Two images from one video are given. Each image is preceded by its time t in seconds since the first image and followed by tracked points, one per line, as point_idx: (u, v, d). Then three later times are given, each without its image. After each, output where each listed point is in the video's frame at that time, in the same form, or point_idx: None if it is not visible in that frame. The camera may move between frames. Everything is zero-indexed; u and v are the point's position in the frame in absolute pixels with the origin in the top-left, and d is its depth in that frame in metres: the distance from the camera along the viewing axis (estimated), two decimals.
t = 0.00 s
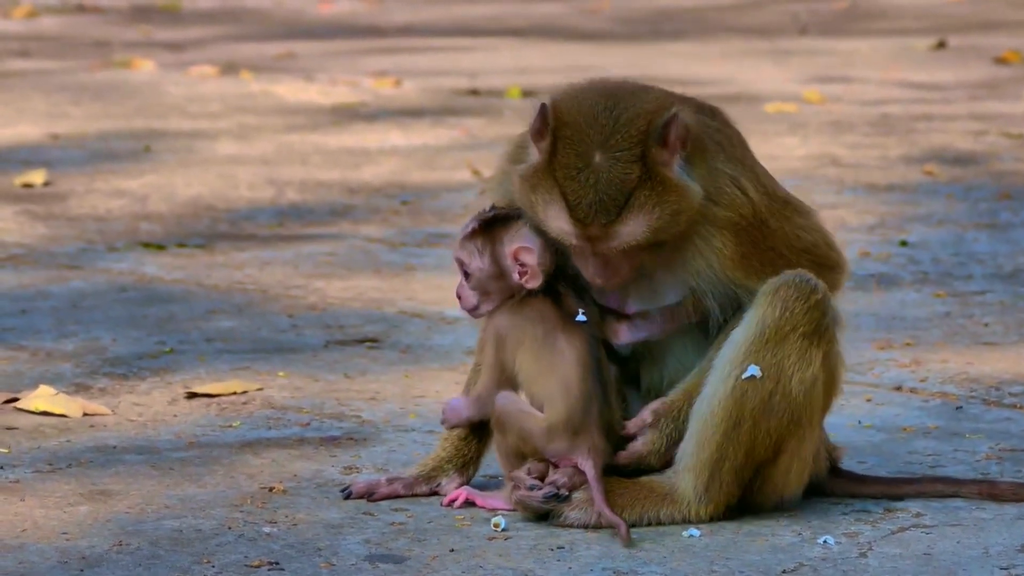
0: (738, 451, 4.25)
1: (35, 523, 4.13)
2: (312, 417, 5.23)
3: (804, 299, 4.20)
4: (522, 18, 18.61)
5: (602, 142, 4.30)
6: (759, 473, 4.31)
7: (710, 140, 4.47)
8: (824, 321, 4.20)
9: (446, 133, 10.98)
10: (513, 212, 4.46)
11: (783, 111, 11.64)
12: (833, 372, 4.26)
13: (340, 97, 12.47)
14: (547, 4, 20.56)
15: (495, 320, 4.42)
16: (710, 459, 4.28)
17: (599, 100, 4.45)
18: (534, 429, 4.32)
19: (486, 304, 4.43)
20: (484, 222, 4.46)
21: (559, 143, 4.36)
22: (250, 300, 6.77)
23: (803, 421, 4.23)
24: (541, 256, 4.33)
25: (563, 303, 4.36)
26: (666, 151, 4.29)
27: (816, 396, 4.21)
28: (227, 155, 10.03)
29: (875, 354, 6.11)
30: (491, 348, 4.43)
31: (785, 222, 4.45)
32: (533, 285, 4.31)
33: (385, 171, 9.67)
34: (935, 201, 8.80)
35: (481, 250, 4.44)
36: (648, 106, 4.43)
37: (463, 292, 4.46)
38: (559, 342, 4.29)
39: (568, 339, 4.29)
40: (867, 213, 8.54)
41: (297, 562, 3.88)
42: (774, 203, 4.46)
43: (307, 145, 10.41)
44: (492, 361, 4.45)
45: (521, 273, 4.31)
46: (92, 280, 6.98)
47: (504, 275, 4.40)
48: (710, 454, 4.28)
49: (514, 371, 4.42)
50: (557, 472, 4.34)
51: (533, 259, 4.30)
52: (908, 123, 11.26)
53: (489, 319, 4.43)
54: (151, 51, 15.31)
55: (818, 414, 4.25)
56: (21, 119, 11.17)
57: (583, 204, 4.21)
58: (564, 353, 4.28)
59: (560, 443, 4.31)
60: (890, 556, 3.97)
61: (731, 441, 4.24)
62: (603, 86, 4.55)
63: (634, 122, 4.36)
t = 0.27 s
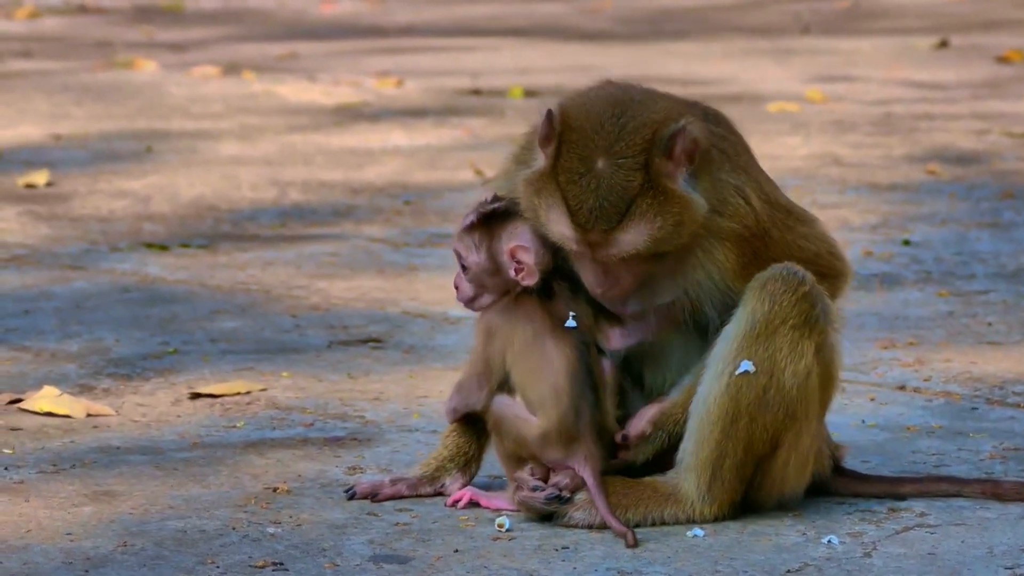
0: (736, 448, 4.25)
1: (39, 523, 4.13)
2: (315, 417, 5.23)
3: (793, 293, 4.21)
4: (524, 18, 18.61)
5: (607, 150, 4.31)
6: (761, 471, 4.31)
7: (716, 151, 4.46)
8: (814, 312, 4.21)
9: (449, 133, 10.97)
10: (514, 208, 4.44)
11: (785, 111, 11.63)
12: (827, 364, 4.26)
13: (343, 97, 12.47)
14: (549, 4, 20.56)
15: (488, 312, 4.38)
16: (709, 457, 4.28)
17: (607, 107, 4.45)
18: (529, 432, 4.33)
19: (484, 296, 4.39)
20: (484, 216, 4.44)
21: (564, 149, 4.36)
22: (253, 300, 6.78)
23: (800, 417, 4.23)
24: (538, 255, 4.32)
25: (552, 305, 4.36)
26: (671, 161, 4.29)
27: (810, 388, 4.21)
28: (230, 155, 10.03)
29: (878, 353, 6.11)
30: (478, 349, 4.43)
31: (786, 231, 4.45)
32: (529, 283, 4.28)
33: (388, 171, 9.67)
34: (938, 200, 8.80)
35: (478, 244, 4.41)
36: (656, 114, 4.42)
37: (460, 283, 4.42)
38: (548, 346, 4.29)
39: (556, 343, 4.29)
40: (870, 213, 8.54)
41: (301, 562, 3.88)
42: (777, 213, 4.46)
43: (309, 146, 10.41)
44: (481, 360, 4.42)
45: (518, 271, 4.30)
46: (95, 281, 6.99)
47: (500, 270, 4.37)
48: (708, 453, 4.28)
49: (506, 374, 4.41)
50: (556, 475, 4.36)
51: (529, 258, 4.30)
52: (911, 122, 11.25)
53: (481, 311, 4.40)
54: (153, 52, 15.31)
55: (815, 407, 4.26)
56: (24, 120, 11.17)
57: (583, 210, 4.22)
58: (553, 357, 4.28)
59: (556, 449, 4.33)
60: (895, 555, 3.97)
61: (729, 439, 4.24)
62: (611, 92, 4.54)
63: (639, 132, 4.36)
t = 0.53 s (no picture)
0: (735, 448, 4.26)
1: (41, 524, 4.13)
2: (316, 418, 5.23)
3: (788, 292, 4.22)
4: (525, 18, 18.61)
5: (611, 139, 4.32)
6: (761, 470, 4.31)
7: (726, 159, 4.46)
8: (810, 310, 4.21)
9: (450, 133, 10.98)
10: (520, 212, 4.42)
11: (785, 110, 11.63)
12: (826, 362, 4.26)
13: (343, 98, 12.47)
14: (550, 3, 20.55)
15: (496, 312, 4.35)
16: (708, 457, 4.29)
17: (616, 100, 4.46)
18: (533, 433, 4.32)
19: (491, 297, 4.36)
20: (493, 219, 4.40)
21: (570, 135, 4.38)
22: (254, 301, 6.78)
23: (799, 416, 4.24)
24: (551, 257, 4.27)
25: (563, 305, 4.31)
26: (673, 157, 4.31)
27: (808, 387, 4.22)
28: (230, 155, 10.03)
29: (879, 354, 6.11)
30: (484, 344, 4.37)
31: (787, 245, 4.44)
32: (542, 284, 4.24)
33: (389, 171, 9.67)
34: (938, 200, 8.80)
35: (490, 246, 4.37)
36: (667, 112, 4.44)
37: (467, 285, 4.40)
38: (556, 346, 4.27)
39: (565, 343, 4.27)
40: (871, 212, 8.54)
41: (302, 563, 3.88)
42: (780, 227, 4.45)
43: (310, 146, 10.41)
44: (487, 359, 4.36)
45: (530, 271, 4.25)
46: (96, 281, 6.99)
47: (513, 272, 4.33)
48: (707, 454, 4.29)
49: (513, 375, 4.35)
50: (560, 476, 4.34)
51: (543, 259, 4.24)
52: (912, 122, 11.25)
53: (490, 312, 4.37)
54: (153, 52, 15.32)
55: (814, 406, 4.26)
56: (25, 120, 11.18)
57: (581, 193, 4.23)
58: (560, 357, 4.26)
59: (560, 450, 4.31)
60: (896, 556, 3.97)
61: (728, 438, 4.25)
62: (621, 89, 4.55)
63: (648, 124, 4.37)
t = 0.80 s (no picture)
0: (737, 449, 4.26)
1: (43, 527, 4.13)
2: (319, 420, 5.23)
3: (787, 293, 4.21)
4: (527, 20, 18.61)
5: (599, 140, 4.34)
6: (761, 470, 4.31)
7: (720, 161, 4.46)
8: (810, 310, 4.21)
9: (452, 135, 10.98)
10: (529, 212, 4.40)
11: (787, 112, 11.63)
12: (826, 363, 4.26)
13: (346, 100, 12.47)
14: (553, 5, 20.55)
15: (503, 314, 4.33)
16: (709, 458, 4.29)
17: (609, 101, 4.47)
18: (535, 438, 4.32)
19: (497, 299, 4.34)
20: (501, 220, 4.37)
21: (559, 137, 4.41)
22: (257, 303, 6.78)
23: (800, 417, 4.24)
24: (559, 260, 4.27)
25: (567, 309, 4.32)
26: (660, 160, 4.32)
27: (808, 387, 4.22)
28: (233, 158, 10.03)
29: (881, 355, 6.11)
30: (490, 346, 4.37)
31: (784, 247, 4.43)
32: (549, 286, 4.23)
33: (391, 173, 9.67)
34: (940, 201, 8.79)
35: (499, 248, 4.34)
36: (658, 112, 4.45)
37: (473, 286, 4.38)
38: (560, 351, 4.26)
39: (569, 347, 4.25)
40: (873, 213, 8.54)
41: (305, 566, 3.88)
42: (778, 229, 4.44)
43: (312, 148, 10.41)
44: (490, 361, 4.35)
45: (538, 274, 4.24)
46: (98, 284, 6.99)
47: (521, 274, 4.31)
48: (708, 455, 4.29)
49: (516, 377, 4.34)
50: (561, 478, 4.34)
51: (551, 261, 4.24)
52: (914, 123, 11.25)
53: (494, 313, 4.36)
54: (156, 55, 15.32)
55: (815, 408, 4.26)
56: (27, 123, 11.18)
57: (565, 199, 4.26)
58: (564, 362, 4.25)
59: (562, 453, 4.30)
60: (898, 557, 3.97)
61: (729, 439, 4.25)
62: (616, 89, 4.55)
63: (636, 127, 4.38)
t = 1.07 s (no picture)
0: (741, 453, 4.26)
1: (43, 528, 4.13)
2: (320, 421, 5.24)
3: (798, 301, 4.22)
4: (529, 22, 18.60)
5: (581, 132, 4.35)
6: (764, 475, 4.31)
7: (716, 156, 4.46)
8: (819, 317, 4.21)
9: (455, 137, 10.98)
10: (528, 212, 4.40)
11: (790, 114, 11.63)
12: (834, 372, 4.26)
13: (348, 102, 12.48)
14: (556, 7, 20.54)
15: (507, 316, 4.35)
16: (714, 462, 4.29)
17: (597, 94, 4.49)
18: (535, 436, 4.31)
19: (500, 302, 4.36)
20: (501, 222, 4.37)
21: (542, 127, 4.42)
22: (259, 305, 6.78)
23: (805, 423, 4.24)
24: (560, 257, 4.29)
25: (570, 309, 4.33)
26: (638, 155, 4.32)
27: (814, 395, 4.22)
28: (235, 160, 10.03)
29: (883, 357, 6.11)
30: (491, 348, 4.38)
31: (788, 248, 4.44)
32: (552, 285, 4.25)
33: (393, 175, 9.67)
34: (942, 204, 8.79)
35: (501, 250, 4.35)
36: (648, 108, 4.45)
37: (476, 290, 4.39)
38: (563, 352, 4.26)
39: (572, 348, 4.26)
40: (875, 216, 8.54)
41: (305, 566, 3.88)
42: (778, 229, 4.44)
43: (314, 150, 10.42)
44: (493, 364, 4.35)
45: (540, 276, 4.26)
46: (100, 285, 6.99)
47: (524, 274, 4.33)
48: (713, 459, 4.29)
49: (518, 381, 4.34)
50: (563, 480, 4.34)
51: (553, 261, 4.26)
52: (916, 125, 11.25)
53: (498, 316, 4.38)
54: (158, 57, 15.33)
55: (820, 414, 4.26)
56: (30, 124, 11.19)
57: (544, 190, 4.28)
58: (566, 363, 4.26)
59: (564, 454, 4.30)
60: (899, 559, 3.97)
61: (733, 443, 4.25)
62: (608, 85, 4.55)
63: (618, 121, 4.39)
